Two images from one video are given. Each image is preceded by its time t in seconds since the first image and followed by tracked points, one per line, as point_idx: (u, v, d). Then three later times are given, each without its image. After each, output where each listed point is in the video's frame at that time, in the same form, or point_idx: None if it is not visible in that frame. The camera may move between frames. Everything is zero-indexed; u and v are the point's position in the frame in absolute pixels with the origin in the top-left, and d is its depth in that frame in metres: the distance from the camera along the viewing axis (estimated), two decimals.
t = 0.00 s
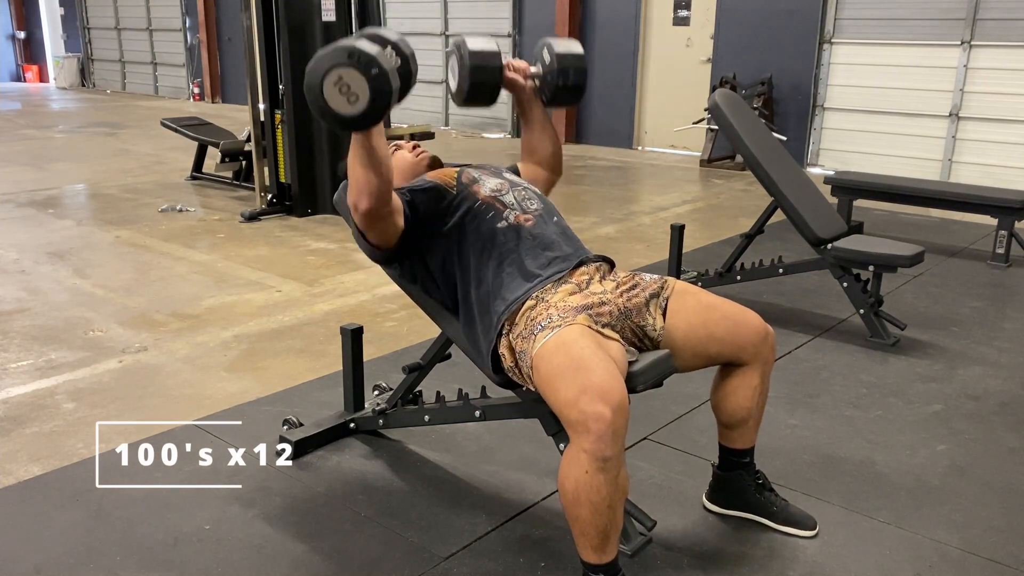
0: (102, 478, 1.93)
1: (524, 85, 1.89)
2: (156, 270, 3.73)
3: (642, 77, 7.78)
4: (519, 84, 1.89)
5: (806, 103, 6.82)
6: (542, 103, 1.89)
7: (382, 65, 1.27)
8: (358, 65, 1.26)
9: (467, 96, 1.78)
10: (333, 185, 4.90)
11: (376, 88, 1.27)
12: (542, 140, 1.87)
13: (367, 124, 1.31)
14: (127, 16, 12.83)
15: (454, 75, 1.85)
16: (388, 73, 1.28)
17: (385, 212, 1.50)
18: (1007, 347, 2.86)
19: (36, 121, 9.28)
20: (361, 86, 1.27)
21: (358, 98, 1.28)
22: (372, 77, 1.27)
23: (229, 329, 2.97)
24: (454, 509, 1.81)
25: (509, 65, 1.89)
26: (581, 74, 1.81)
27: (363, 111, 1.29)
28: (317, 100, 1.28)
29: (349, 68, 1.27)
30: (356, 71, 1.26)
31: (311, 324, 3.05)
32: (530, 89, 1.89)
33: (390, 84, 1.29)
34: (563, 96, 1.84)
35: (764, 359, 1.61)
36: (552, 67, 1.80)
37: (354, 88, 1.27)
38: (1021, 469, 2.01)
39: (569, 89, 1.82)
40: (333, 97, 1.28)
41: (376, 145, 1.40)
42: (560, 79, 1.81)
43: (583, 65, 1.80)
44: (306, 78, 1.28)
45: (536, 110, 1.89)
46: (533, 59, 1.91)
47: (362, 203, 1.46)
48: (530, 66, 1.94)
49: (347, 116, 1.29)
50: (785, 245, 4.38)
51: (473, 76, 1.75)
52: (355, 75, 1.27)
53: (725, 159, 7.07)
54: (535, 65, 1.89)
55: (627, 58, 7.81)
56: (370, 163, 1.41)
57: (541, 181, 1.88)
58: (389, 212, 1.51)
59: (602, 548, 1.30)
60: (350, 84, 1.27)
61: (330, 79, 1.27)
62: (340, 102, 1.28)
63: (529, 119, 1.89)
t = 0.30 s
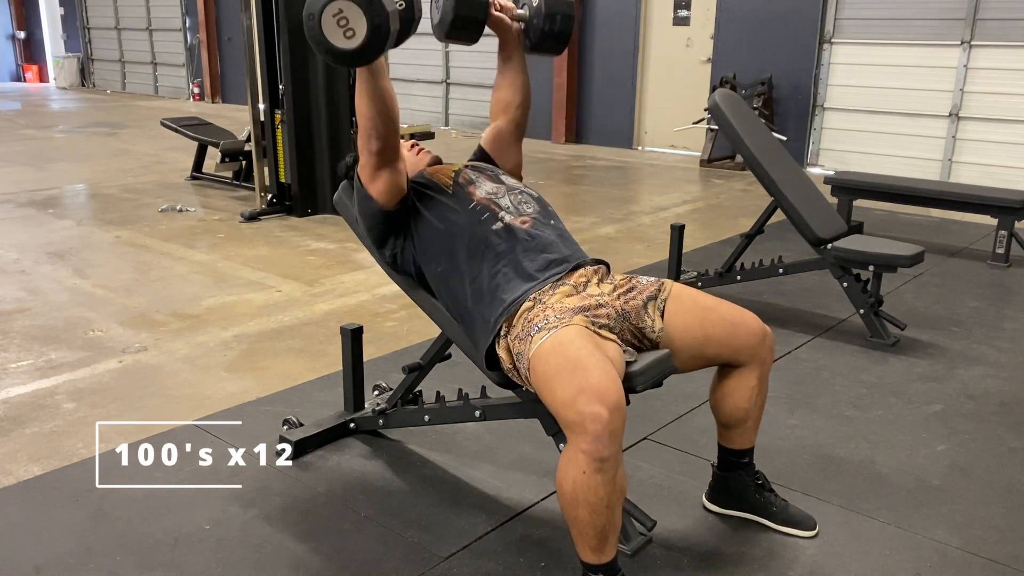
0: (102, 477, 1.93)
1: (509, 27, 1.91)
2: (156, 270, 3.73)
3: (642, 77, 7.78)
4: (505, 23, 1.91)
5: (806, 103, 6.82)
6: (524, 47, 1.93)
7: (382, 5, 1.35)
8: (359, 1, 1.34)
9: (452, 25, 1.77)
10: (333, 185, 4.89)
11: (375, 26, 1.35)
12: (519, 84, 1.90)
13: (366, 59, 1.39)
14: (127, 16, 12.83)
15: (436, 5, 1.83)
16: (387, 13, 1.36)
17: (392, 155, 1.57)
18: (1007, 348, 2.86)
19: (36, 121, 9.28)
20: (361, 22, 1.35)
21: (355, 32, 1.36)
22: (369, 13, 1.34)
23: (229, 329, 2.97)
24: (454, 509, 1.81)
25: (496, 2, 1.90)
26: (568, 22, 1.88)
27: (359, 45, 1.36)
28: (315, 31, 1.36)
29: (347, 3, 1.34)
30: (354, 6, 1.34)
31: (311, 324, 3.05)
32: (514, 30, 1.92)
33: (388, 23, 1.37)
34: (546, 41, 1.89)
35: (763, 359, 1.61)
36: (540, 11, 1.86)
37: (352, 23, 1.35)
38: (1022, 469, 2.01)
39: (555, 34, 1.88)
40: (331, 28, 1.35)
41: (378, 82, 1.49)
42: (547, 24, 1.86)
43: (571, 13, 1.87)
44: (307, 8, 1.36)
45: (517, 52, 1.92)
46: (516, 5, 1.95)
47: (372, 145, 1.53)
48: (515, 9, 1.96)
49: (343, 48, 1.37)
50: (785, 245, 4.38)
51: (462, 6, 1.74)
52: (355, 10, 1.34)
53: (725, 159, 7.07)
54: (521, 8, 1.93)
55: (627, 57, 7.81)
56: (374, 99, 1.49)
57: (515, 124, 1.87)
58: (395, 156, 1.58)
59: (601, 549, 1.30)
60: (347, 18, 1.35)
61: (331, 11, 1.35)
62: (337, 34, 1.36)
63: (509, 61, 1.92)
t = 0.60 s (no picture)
0: (102, 478, 1.93)
1: (524, 79, 1.90)
2: (156, 270, 3.72)
3: (642, 77, 7.78)
4: (519, 76, 1.89)
5: (806, 103, 6.82)
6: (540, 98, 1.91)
7: (380, 57, 1.33)
8: (357, 54, 1.32)
9: (469, 82, 1.78)
10: (333, 185, 4.90)
11: (373, 77, 1.33)
12: (543, 132, 1.87)
13: (364, 113, 1.36)
14: (127, 16, 12.83)
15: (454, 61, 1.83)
16: (385, 64, 1.34)
17: (385, 204, 1.51)
18: (1007, 348, 2.86)
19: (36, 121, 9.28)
20: (358, 76, 1.33)
21: (354, 86, 1.33)
22: (368, 66, 1.33)
23: (229, 329, 2.97)
24: (454, 509, 1.81)
25: (512, 56, 1.88)
26: (581, 77, 1.86)
27: (356, 100, 1.34)
28: (313, 85, 1.35)
29: (344, 57, 1.33)
30: (351, 59, 1.32)
31: (311, 324, 3.05)
32: (529, 82, 1.90)
33: (386, 75, 1.35)
34: (560, 94, 1.87)
35: (765, 359, 1.61)
36: (554, 65, 1.83)
37: (350, 77, 1.33)
38: (1021, 469, 2.01)
39: (568, 88, 1.86)
40: (328, 83, 1.34)
41: (375, 135, 1.43)
42: (560, 79, 1.84)
43: (584, 66, 1.84)
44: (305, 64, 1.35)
45: (535, 102, 1.90)
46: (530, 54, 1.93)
47: (364, 194, 1.48)
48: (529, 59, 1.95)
49: (343, 103, 1.35)
50: (785, 245, 4.38)
51: (478, 66, 1.75)
52: (353, 65, 1.33)
53: (725, 159, 7.07)
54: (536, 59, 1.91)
55: (627, 57, 7.81)
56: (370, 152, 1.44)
57: (538, 176, 1.88)
58: (390, 203, 1.53)
59: (602, 549, 1.30)
60: (345, 72, 1.33)
61: (329, 66, 1.33)
62: (335, 89, 1.34)
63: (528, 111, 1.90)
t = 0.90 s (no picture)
0: (101, 478, 1.93)
1: (542, 128, 1.87)
2: (156, 270, 3.72)
3: (642, 76, 7.78)
4: (537, 125, 1.86)
5: (806, 103, 6.82)
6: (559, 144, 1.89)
7: (390, 106, 1.33)
8: (364, 104, 1.33)
9: (486, 138, 1.78)
10: (333, 185, 4.90)
11: (382, 126, 1.33)
12: (561, 180, 1.86)
13: (373, 163, 1.36)
14: (127, 16, 12.83)
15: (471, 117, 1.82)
16: (393, 110, 1.33)
17: (395, 253, 1.54)
18: (1007, 347, 2.86)
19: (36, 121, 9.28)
20: (368, 126, 1.33)
21: (364, 135, 1.34)
22: (377, 116, 1.33)
23: (229, 329, 2.97)
24: (454, 509, 1.81)
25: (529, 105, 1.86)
26: (599, 121, 1.83)
27: (367, 149, 1.34)
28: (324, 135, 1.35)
29: (354, 107, 1.33)
30: (361, 109, 1.33)
31: (311, 324, 3.05)
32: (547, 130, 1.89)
33: (396, 121, 1.34)
34: (579, 139, 1.85)
35: (767, 361, 1.61)
36: (571, 112, 1.82)
37: (360, 126, 1.33)
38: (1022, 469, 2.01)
39: (587, 134, 1.83)
40: (339, 134, 1.35)
41: (383, 188, 1.44)
42: (578, 126, 1.82)
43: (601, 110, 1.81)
44: (317, 115, 1.36)
45: (554, 151, 1.88)
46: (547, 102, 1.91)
47: (372, 246, 1.51)
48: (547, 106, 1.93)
49: (354, 153, 1.35)
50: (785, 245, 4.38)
51: (493, 120, 1.75)
52: (363, 115, 1.33)
53: (725, 159, 7.07)
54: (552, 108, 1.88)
55: (627, 57, 7.81)
56: (377, 203, 1.45)
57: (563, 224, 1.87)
58: (400, 253, 1.55)
59: (601, 549, 1.30)
60: (355, 122, 1.33)
61: (338, 118, 1.34)
62: (346, 139, 1.35)
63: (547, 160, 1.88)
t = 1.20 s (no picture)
0: (102, 477, 1.93)
1: (546, 164, 1.88)
2: (156, 270, 3.72)
3: (642, 76, 7.78)
4: (541, 160, 1.87)
5: (806, 103, 6.82)
6: (562, 180, 1.91)
7: (401, 152, 1.34)
8: (377, 151, 1.34)
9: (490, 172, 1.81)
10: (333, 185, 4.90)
11: (394, 171, 1.34)
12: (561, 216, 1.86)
13: (386, 209, 1.37)
14: (127, 16, 12.83)
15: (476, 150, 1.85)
16: (405, 156, 1.35)
17: (401, 295, 1.56)
18: (1007, 347, 2.86)
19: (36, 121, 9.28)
20: (380, 172, 1.33)
21: (377, 182, 1.34)
22: (389, 162, 1.34)
23: (229, 329, 2.97)
24: (454, 509, 1.81)
25: (533, 140, 1.85)
26: (602, 160, 1.86)
27: (380, 195, 1.35)
28: (333, 183, 1.35)
29: (365, 154, 1.34)
30: (372, 156, 1.33)
31: (311, 324, 3.05)
32: (551, 165, 1.90)
33: (408, 166, 1.36)
34: (581, 178, 1.88)
35: (766, 359, 1.61)
36: (575, 150, 1.85)
37: (372, 173, 1.34)
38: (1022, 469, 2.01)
39: (590, 173, 1.86)
40: (349, 182, 1.34)
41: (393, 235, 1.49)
42: (581, 164, 1.85)
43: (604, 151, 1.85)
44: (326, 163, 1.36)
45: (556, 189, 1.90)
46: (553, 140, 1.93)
47: (380, 289, 1.54)
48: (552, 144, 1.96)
49: (366, 200, 1.35)
50: (785, 245, 4.38)
51: (498, 155, 1.77)
52: (374, 162, 1.34)
53: (725, 159, 7.07)
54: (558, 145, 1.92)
55: (627, 57, 7.81)
56: (388, 249, 1.49)
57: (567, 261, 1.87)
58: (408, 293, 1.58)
59: (601, 550, 1.30)
60: (367, 169, 1.34)
61: (349, 165, 1.34)
62: (357, 187, 1.35)
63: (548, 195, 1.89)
